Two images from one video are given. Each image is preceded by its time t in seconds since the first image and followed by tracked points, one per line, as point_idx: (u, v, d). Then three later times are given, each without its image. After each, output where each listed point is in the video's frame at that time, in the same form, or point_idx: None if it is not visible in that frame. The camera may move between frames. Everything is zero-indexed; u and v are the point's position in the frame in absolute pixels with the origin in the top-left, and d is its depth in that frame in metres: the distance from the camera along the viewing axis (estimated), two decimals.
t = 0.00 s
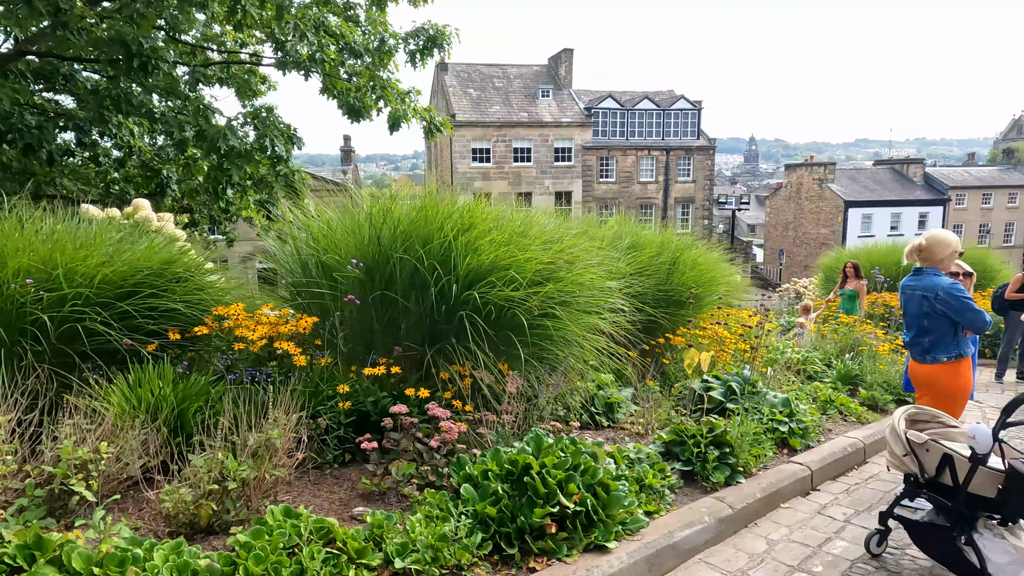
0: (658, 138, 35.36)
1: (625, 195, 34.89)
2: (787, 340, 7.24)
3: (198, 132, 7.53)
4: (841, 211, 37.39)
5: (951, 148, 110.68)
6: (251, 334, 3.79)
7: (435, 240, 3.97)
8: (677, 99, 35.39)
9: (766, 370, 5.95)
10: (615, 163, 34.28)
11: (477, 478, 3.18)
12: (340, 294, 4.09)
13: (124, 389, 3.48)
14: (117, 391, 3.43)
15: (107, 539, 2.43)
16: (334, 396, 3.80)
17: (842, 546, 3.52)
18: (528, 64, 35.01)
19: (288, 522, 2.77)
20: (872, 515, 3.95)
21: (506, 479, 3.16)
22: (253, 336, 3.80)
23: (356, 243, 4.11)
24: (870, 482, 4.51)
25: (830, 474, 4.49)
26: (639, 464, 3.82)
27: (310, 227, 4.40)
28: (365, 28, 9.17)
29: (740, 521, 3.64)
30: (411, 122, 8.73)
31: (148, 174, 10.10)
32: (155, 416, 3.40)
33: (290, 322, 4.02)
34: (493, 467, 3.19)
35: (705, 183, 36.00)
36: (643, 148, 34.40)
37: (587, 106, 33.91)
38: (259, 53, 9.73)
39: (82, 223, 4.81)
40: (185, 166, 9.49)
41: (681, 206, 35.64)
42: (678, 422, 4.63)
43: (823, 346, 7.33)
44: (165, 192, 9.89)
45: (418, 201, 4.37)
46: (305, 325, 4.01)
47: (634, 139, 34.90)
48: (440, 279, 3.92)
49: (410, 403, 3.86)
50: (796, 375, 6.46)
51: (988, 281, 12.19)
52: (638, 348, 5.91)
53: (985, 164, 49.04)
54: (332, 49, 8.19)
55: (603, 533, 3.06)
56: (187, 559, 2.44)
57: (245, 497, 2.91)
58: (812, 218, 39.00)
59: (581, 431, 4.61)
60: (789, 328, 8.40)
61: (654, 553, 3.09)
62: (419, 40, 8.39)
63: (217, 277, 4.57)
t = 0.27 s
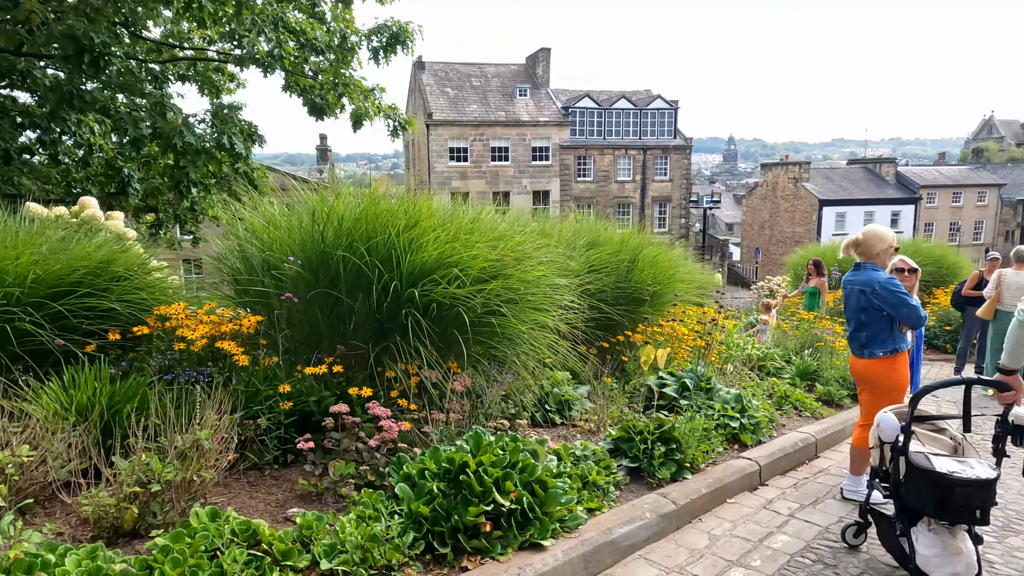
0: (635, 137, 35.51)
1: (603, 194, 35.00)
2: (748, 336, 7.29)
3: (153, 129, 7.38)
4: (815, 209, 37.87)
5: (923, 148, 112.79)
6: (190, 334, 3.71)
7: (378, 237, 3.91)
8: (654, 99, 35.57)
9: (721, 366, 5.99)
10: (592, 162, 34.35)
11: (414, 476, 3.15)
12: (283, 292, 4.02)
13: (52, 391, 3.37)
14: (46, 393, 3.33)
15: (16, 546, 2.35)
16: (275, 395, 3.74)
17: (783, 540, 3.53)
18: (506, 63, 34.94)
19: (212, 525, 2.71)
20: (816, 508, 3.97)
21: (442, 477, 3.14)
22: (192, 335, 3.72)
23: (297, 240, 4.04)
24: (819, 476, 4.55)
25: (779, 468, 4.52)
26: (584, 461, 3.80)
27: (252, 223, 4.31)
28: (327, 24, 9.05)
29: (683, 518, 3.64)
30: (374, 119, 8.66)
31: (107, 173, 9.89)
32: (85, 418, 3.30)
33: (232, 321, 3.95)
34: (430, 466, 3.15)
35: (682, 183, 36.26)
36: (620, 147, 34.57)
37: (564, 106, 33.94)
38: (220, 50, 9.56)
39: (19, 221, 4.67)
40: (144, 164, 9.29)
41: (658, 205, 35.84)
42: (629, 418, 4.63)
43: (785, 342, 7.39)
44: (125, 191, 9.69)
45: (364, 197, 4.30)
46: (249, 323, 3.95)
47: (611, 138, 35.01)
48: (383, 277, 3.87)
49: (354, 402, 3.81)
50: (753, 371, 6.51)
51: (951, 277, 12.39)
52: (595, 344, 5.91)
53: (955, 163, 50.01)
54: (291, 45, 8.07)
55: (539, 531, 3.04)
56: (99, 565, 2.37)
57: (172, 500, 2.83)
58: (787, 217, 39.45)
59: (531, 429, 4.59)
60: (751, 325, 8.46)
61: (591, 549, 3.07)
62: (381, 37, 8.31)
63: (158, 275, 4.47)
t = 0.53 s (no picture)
0: (612, 138, 35.63)
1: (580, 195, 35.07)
2: (710, 334, 7.29)
3: (105, 126, 7.20)
4: (789, 210, 38.32)
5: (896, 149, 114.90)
6: (119, 334, 3.59)
7: (314, 233, 3.79)
8: (630, 100, 35.70)
9: (679, 364, 5.96)
10: (569, 163, 34.41)
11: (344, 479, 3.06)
12: (217, 291, 3.89)
13: None
14: None
15: None
16: (208, 398, 3.63)
17: (726, 538, 3.49)
18: (482, 64, 34.83)
19: (123, 532, 2.60)
20: (764, 506, 3.94)
21: (373, 479, 3.05)
22: (121, 335, 3.61)
23: (231, 236, 3.91)
24: (769, 473, 4.53)
25: (730, 466, 4.49)
26: (528, 462, 3.75)
27: (188, 220, 4.16)
28: (289, 20, 8.91)
29: (626, 517, 3.59)
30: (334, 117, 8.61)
31: (64, 171, 9.64)
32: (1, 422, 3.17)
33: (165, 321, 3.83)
34: (361, 468, 3.07)
35: (658, 183, 36.46)
36: (597, 148, 34.68)
37: (541, 106, 33.95)
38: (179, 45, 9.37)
39: None
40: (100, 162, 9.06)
41: (635, 206, 36.02)
42: (581, 417, 4.58)
43: (747, 340, 7.43)
44: (81, 190, 9.45)
45: (304, 191, 4.16)
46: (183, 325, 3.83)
47: (588, 139, 35.11)
48: (320, 275, 3.74)
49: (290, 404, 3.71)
50: (712, 370, 6.49)
51: (915, 275, 12.55)
52: (553, 343, 5.83)
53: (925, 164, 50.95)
54: (249, 41, 7.91)
55: (473, 534, 2.97)
56: None
57: (84, 505, 2.73)
58: (762, 218, 39.87)
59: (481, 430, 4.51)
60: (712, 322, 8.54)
61: (525, 551, 3.01)
62: (342, 33, 8.20)
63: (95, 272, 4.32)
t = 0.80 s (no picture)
0: (588, 139, 35.73)
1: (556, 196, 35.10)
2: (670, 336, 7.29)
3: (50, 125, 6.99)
4: (763, 210, 38.75)
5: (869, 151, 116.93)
6: (39, 341, 3.45)
7: (247, 236, 3.67)
8: (606, 101, 35.83)
9: (633, 366, 5.95)
10: (545, 164, 34.44)
11: (267, 491, 2.97)
12: (146, 295, 3.75)
13: None
14: None
15: None
16: (135, 407, 3.52)
17: (665, 544, 3.45)
18: (458, 64, 34.69)
19: (25, 552, 2.49)
20: (708, 509, 3.91)
21: (298, 490, 2.96)
22: (41, 342, 3.47)
23: (160, 238, 3.77)
24: (718, 476, 4.51)
25: (677, 469, 4.46)
26: (468, 469, 3.68)
27: (118, 221, 4.02)
28: (246, 19, 8.75)
29: (566, 523, 3.54)
30: (291, 117, 8.54)
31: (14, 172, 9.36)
32: None
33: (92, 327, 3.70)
34: (286, 479, 2.98)
35: (633, 184, 36.64)
36: (573, 149, 34.75)
37: (517, 107, 33.92)
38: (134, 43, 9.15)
39: None
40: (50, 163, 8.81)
41: (611, 207, 36.16)
42: (529, 421, 4.53)
43: (707, 342, 7.45)
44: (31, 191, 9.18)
45: (240, 192, 4.05)
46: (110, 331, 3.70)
47: (564, 140, 35.17)
48: (253, 279, 3.64)
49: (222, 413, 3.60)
50: (668, 371, 6.50)
51: (879, 276, 12.73)
52: (508, 345, 5.77)
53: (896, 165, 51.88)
54: (203, 39, 7.75)
55: (400, 546, 2.89)
56: None
57: None
58: (737, 218, 40.27)
59: (427, 434, 4.44)
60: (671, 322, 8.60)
61: (454, 561, 2.94)
62: (300, 32, 8.07)
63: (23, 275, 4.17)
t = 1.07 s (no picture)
0: (562, 142, 35.82)
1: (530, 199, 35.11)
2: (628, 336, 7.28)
3: None
4: (735, 212, 39.20)
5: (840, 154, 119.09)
6: None
7: (171, 236, 3.55)
8: (579, 103, 35.95)
9: (589, 367, 5.91)
10: (519, 166, 34.44)
11: (183, 497, 2.86)
12: (64, 296, 3.60)
13: None
14: None
15: None
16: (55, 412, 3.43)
17: (601, 546, 3.41)
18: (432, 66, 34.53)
19: None
20: (649, 509, 3.87)
21: (215, 496, 2.86)
22: None
23: (78, 237, 3.61)
24: (664, 476, 4.48)
25: (622, 470, 4.40)
26: (402, 472, 3.61)
27: (37, 220, 3.85)
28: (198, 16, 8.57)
29: (502, 526, 3.48)
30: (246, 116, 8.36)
31: None
32: None
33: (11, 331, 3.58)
34: (202, 485, 2.87)
35: (607, 186, 36.82)
36: (546, 151, 34.81)
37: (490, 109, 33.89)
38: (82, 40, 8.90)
39: None
40: None
41: (585, 209, 36.28)
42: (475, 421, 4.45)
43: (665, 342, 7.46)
44: None
45: (168, 191, 3.91)
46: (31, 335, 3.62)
47: (537, 142, 35.21)
48: (176, 280, 3.51)
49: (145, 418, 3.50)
50: (624, 371, 6.47)
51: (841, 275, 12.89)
52: (460, 347, 5.68)
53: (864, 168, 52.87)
54: (151, 37, 7.57)
55: (320, 554, 2.81)
56: None
57: None
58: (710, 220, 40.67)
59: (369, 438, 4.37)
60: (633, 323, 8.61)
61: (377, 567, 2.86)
62: (253, 30, 7.92)
63: None
